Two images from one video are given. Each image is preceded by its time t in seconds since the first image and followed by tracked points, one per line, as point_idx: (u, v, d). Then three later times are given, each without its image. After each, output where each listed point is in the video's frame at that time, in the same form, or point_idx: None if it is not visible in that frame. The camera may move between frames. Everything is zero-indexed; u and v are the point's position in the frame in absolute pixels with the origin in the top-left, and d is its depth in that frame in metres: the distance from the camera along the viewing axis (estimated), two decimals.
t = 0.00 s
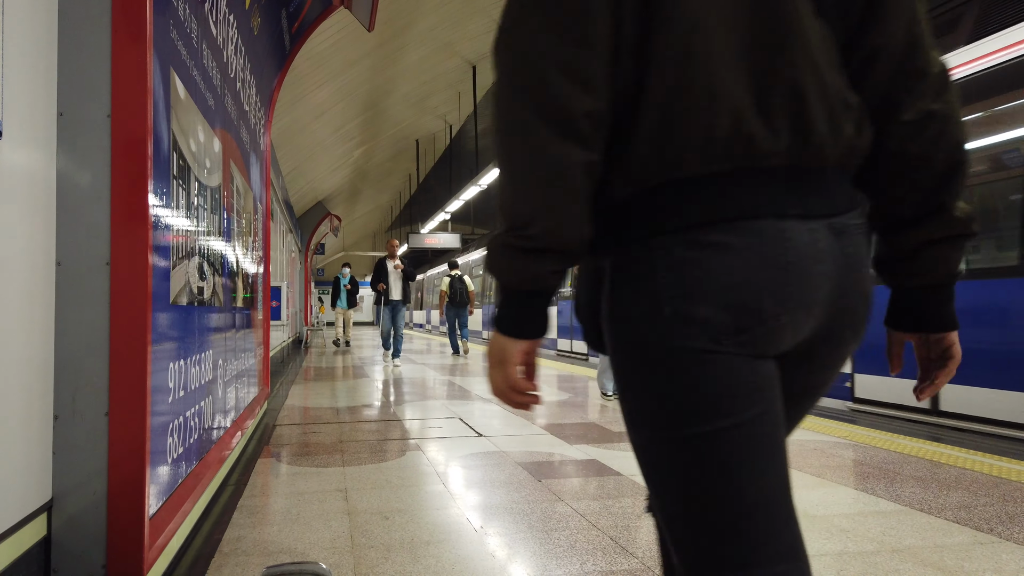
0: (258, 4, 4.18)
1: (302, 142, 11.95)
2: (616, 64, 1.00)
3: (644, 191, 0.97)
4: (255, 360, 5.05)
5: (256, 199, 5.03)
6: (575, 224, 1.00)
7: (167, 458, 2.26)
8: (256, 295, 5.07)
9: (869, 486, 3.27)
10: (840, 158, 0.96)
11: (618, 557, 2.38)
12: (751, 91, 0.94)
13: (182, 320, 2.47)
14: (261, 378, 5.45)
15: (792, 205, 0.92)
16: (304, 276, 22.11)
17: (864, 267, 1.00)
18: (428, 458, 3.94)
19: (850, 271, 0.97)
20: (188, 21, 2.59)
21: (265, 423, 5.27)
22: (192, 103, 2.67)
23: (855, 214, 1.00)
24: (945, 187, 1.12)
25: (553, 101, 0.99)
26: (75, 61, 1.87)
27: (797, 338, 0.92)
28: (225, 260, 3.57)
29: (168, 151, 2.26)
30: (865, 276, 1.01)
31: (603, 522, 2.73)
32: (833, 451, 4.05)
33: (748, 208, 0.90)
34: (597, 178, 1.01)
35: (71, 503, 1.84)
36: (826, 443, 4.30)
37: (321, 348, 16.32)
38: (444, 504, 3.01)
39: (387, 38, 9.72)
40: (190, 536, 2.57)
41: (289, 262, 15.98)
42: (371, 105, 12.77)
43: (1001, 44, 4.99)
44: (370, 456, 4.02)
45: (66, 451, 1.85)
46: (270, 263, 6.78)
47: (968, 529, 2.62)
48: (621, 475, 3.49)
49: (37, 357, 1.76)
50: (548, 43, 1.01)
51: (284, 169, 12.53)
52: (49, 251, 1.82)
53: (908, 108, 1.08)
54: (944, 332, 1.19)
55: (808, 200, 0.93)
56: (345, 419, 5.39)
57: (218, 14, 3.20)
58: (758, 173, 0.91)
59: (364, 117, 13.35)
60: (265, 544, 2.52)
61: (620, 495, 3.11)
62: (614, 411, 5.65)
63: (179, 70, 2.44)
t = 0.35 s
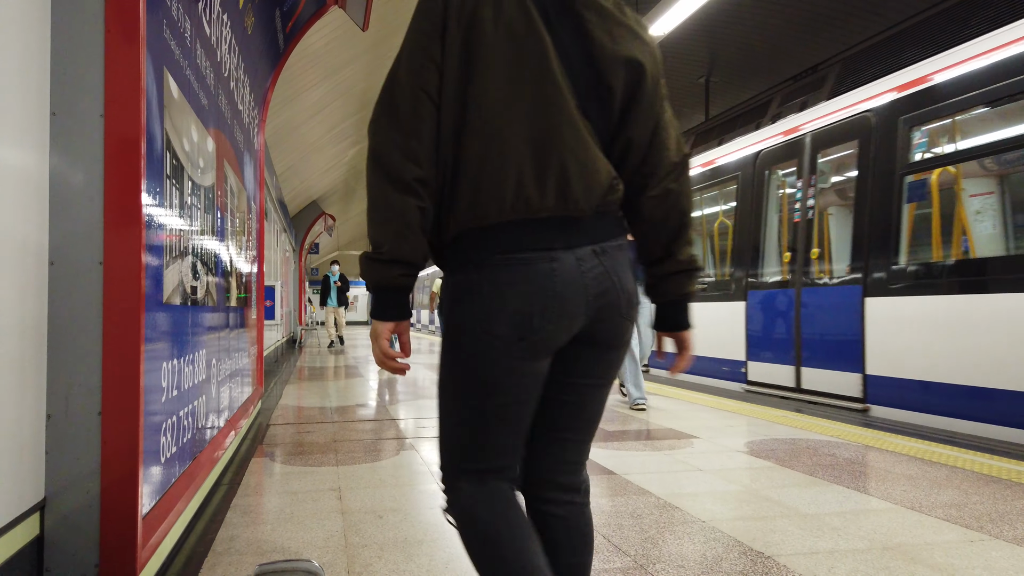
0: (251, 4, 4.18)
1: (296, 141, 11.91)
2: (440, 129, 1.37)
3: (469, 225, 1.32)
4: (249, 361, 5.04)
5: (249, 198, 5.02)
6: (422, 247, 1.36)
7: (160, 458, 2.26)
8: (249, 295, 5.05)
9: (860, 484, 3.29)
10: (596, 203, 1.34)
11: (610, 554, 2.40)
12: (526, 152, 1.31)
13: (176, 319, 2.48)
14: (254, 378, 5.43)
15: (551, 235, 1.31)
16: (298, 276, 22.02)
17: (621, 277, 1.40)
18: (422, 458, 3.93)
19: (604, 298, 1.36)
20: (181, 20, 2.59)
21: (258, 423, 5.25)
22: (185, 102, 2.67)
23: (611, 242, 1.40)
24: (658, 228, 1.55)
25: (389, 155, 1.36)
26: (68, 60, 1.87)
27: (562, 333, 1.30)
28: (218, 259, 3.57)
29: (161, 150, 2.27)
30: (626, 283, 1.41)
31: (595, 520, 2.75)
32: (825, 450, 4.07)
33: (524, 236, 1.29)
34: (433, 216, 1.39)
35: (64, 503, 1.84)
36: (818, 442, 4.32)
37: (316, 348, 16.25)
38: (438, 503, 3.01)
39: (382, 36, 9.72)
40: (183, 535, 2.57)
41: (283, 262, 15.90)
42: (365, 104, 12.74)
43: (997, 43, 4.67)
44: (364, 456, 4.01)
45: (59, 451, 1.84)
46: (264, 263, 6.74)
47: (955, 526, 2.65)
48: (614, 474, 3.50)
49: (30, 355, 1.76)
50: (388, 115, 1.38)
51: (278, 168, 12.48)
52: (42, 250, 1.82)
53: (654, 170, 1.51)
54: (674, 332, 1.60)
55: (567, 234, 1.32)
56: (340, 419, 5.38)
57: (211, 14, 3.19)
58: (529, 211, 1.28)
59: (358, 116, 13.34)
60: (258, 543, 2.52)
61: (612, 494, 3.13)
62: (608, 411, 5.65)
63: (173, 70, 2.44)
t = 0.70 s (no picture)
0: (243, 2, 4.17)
1: (290, 140, 11.88)
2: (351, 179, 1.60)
3: (377, 258, 1.59)
4: (241, 360, 5.03)
5: (241, 197, 5.00)
6: (339, 275, 1.54)
7: (152, 458, 2.26)
8: (242, 294, 5.03)
9: (852, 483, 3.29)
10: (457, 240, 1.58)
11: (602, 553, 2.40)
12: (404, 204, 1.56)
13: (168, 319, 2.48)
14: (247, 377, 5.42)
15: (420, 269, 1.56)
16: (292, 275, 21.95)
17: (495, 294, 1.64)
18: (416, 458, 3.93)
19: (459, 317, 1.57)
20: (173, 19, 2.59)
21: (251, 423, 5.24)
22: (177, 101, 2.66)
23: (480, 271, 1.62)
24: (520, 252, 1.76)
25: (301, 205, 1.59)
26: (59, 58, 1.86)
27: (425, 343, 1.56)
28: (210, 258, 3.56)
29: (153, 149, 2.26)
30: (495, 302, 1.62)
31: (588, 519, 2.75)
32: (818, 449, 4.08)
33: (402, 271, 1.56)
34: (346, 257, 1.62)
35: (54, 504, 1.83)
36: (811, 441, 4.33)
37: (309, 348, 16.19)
38: (431, 502, 3.01)
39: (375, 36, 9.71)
40: (175, 535, 2.56)
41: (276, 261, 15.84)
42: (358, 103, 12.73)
43: (993, 41, 4.54)
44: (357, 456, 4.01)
45: (49, 451, 1.83)
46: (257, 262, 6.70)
47: (946, 524, 2.66)
48: (607, 473, 3.50)
49: (21, 354, 1.75)
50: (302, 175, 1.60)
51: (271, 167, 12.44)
52: (33, 249, 1.80)
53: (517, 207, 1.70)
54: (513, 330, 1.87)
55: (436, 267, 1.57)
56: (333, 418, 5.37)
57: (203, 13, 3.18)
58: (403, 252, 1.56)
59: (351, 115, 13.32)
60: (251, 543, 2.52)
61: (605, 492, 3.14)
62: (602, 410, 5.65)
63: (165, 68, 2.44)
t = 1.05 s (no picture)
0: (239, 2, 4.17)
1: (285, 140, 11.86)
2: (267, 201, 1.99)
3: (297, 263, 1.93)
4: (236, 360, 5.02)
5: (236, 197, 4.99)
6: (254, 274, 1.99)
7: (147, 458, 2.25)
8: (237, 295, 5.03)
9: (847, 482, 3.30)
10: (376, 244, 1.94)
11: (597, 552, 2.40)
12: (322, 217, 1.91)
13: (163, 319, 2.48)
14: (241, 377, 5.41)
15: (340, 265, 1.91)
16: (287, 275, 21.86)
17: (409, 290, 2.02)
18: (411, 457, 3.94)
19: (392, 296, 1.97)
20: (168, 18, 2.58)
21: (245, 422, 5.23)
22: (172, 100, 2.66)
23: (392, 267, 1.98)
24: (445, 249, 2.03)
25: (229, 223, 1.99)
26: (54, 56, 1.85)
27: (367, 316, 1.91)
28: (205, 256, 3.55)
29: (148, 147, 2.25)
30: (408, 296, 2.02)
31: (582, 519, 2.75)
32: (812, 448, 4.09)
33: (324, 266, 1.91)
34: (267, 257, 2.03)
35: (48, 504, 1.82)
36: (805, 440, 4.33)
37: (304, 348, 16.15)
38: (425, 501, 3.01)
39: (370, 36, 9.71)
40: (170, 534, 2.56)
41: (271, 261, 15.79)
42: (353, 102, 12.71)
43: (994, 40, 4.48)
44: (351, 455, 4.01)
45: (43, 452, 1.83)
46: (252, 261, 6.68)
47: (939, 523, 2.67)
48: (602, 473, 3.51)
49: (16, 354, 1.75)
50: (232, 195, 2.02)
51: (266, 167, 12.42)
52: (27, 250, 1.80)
53: (428, 214, 2.04)
54: (453, 320, 2.06)
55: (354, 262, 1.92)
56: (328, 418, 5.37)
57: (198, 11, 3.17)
58: (327, 251, 1.89)
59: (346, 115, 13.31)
60: (244, 543, 2.51)
61: (600, 492, 3.14)
62: (598, 410, 5.65)
63: (159, 68, 2.43)
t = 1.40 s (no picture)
0: (225, 5, 4.15)
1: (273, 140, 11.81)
2: (233, 220, 2.42)
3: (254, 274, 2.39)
4: (223, 365, 5.00)
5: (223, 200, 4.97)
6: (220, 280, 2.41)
7: (131, 467, 2.24)
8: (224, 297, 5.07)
9: (832, 488, 3.33)
10: (319, 260, 2.41)
11: (583, 560, 2.41)
12: (276, 238, 2.38)
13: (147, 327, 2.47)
14: (229, 381, 5.40)
15: (292, 278, 2.39)
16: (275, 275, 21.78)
17: (345, 300, 2.47)
18: (398, 463, 3.94)
19: (330, 306, 2.43)
20: (152, 24, 2.57)
21: (233, 427, 5.22)
22: (157, 107, 2.65)
23: (334, 276, 2.46)
24: (379, 264, 2.49)
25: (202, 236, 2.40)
26: (37, 65, 1.84)
27: (305, 324, 2.39)
28: (190, 261, 3.54)
29: (132, 155, 2.24)
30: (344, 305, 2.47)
31: (569, 526, 2.76)
32: (797, 453, 4.12)
33: (274, 279, 2.38)
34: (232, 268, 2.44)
35: (30, 516, 1.81)
36: (791, 445, 4.37)
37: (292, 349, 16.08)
38: (412, 509, 3.01)
39: (358, 38, 9.69)
40: (155, 543, 2.55)
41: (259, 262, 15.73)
42: (342, 103, 12.68)
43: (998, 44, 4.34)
44: (339, 461, 4.00)
45: (26, 462, 1.82)
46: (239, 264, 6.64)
47: (922, 530, 2.70)
48: (590, 478, 3.52)
49: None
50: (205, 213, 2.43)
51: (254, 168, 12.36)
52: (8, 258, 1.79)
53: (365, 232, 2.50)
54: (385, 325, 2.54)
55: (301, 271, 2.40)
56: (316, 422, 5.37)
57: (182, 16, 3.15)
58: (278, 264, 2.37)
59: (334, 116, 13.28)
60: (230, 552, 2.51)
61: (587, 498, 3.16)
62: (586, 414, 5.67)
63: (144, 76, 2.42)
